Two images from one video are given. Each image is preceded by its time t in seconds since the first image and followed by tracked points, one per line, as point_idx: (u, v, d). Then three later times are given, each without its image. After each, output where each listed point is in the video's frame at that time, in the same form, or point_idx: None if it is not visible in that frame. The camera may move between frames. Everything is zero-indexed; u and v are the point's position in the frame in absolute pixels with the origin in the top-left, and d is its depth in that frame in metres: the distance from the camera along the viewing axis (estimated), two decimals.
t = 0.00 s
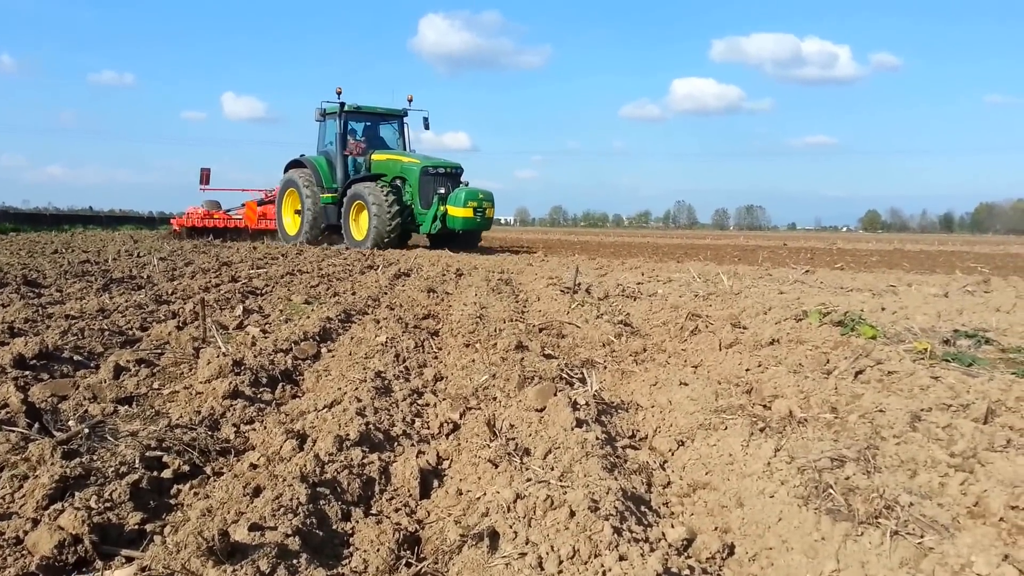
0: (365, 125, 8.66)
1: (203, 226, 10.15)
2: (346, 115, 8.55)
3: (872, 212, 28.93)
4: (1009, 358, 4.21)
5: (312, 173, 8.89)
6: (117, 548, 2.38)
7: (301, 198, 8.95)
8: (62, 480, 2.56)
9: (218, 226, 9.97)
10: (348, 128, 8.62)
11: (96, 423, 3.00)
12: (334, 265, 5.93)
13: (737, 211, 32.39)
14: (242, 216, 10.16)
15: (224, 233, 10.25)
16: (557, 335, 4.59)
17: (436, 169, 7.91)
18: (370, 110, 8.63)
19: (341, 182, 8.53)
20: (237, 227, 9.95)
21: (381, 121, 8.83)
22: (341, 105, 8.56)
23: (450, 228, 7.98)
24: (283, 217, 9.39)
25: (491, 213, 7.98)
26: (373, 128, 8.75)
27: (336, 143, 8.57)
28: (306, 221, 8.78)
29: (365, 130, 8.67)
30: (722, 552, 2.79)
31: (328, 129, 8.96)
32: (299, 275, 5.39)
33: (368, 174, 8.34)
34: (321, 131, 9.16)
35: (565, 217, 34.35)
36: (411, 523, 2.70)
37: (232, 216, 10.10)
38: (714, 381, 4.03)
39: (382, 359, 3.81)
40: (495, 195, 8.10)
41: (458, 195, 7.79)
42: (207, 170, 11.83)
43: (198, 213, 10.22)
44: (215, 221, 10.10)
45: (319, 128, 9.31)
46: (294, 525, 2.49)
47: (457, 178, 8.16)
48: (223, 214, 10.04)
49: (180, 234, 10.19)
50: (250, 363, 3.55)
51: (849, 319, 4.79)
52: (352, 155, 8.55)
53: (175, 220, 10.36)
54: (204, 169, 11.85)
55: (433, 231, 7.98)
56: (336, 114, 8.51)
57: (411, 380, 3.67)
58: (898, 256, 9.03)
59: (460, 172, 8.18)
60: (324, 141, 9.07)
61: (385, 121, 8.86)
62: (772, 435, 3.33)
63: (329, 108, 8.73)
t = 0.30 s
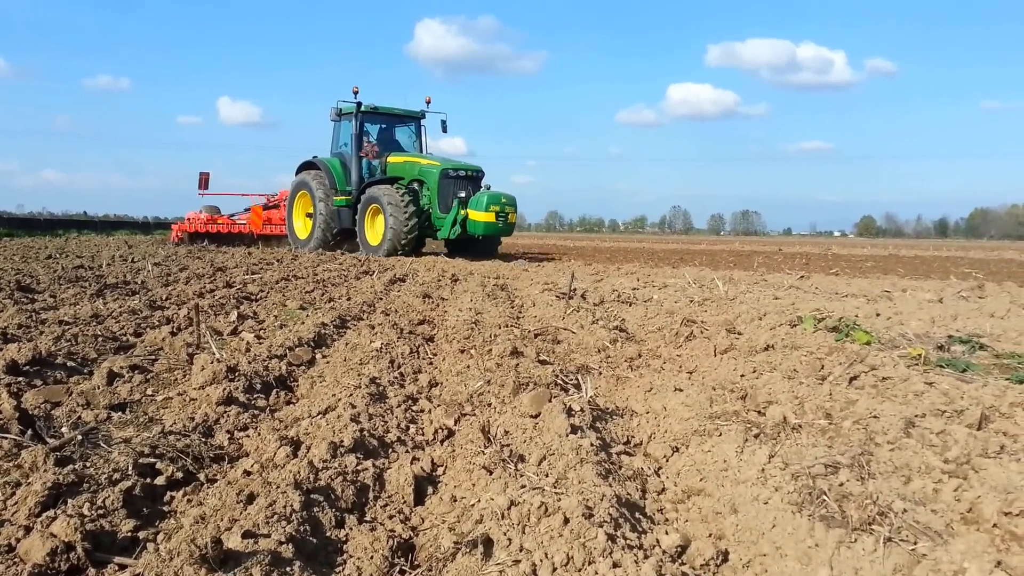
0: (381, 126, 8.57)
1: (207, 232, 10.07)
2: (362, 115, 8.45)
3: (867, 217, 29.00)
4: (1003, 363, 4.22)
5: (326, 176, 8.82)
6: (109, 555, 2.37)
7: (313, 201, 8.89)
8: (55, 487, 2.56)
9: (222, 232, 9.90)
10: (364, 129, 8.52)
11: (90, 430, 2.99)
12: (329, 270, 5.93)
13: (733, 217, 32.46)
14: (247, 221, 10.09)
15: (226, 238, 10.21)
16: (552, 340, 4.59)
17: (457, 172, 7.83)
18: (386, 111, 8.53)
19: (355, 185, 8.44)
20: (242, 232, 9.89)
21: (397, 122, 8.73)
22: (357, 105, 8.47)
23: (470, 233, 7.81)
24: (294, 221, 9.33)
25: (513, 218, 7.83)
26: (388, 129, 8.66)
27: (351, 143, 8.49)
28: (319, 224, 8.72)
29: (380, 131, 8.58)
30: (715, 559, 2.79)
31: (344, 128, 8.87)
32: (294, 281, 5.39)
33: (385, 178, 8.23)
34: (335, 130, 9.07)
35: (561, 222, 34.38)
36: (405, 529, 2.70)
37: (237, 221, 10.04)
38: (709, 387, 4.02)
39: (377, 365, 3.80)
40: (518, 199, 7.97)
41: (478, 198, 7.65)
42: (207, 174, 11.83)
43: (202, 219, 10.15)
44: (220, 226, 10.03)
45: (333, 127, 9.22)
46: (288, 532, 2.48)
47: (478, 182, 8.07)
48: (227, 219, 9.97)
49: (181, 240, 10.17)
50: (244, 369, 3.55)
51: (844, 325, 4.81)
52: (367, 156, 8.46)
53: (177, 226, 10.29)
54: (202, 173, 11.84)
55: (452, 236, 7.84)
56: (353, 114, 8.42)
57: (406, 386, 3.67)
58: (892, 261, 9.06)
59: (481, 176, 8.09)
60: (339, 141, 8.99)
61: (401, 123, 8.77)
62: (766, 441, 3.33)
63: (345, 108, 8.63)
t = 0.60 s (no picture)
0: (395, 130, 8.46)
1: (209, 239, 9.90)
2: (376, 119, 8.34)
3: (861, 223, 29.09)
4: (995, 370, 4.23)
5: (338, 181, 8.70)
6: (100, 564, 2.35)
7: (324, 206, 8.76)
8: (45, 496, 2.54)
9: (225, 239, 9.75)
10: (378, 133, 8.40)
11: (81, 437, 2.98)
12: (322, 276, 5.92)
13: (727, 222, 32.53)
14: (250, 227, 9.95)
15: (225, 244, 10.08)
16: (545, 347, 4.59)
17: (478, 178, 7.69)
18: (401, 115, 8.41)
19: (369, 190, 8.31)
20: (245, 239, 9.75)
21: (412, 125, 8.60)
22: (372, 108, 8.35)
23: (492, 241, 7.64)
24: (303, 226, 9.20)
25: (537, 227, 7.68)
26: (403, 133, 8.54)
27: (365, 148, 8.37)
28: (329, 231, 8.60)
29: (395, 135, 8.47)
30: (708, 567, 2.75)
31: (358, 131, 8.75)
32: (287, 287, 5.38)
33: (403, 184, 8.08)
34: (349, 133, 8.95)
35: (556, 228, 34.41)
36: (397, 538, 2.69)
37: (239, 228, 9.89)
38: (702, 394, 4.02)
39: (369, 372, 3.80)
40: (542, 207, 7.82)
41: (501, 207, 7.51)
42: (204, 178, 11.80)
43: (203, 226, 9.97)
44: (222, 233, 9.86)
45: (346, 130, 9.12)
46: (279, 540, 2.47)
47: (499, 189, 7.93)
48: (230, 225, 9.81)
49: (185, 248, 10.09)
50: (236, 377, 3.53)
51: (837, 331, 4.82)
52: (381, 161, 8.35)
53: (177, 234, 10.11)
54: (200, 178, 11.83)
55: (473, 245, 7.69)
56: (367, 118, 8.30)
57: (399, 393, 3.66)
58: (886, 268, 9.08)
59: (502, 183, 7.96)
60: (353, 144, 8.88)
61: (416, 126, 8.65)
62: (758, 448, 3.33)
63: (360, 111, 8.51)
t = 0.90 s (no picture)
0: (405, 134, 8.22)
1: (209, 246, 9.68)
2: (387, 122, 8.09)
3: (851, 229, 29.23)
4: (984, 376, 4.25)
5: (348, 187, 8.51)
6: (87, 573, 2.33)
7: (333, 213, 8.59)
8: (32, 505, 2.52)
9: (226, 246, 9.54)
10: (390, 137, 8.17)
11: (68, 446, 2.95)
12: (312, 283, 5.90)
13: (718, 229, 32.63)
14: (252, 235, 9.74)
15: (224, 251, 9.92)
16: (535, 354, 4.59)
17: (498, 183, 7.52)
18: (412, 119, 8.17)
19: (380, 197, 8.08)
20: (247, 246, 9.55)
21: (423, 129, 8.36)
22: (382, 111, 8.09)
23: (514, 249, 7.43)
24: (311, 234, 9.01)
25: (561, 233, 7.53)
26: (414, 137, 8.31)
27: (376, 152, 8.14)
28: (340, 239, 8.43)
29: (405, 139, 8.23)
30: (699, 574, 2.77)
31: (368, 134, 8.51)
32: (276, 294, 5.37)
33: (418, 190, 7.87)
34: (360, 136, 8.72)
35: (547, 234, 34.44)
36: (386, 546, 2.68)
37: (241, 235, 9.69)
38: (692, 401, 4.02)
39: (359, 379, 3.79)
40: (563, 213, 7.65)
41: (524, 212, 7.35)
42: (200, 184, 11.75)
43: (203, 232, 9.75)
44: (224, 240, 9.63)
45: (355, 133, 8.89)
46: (267, 550, 2.45)
47: (519, 194, 7.78)
48: (231, 232, 9.58)
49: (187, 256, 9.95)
50: (225, 385, 3.52)
51: (826, 338, 4.83)
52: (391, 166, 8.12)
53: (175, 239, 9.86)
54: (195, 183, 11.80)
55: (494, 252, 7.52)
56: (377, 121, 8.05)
57: (388, 400, 3.65)
58: (876, 274, 9.12)
59: (521, 188, 7.81)
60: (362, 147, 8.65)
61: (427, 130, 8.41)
62: (748, 455, 3.34)
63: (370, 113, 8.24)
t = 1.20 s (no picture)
0: (414, 135, 8.01)
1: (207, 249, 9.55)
2: (397, 122, 7.88)
3: (836, 234, 29.40)
4: (969, 382, 4.28)
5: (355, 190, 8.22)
6: None
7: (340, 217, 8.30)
8: (15, 516, 2.50)
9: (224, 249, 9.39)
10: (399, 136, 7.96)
11: (52, 455, 2.93)
12: (299, 289, 5.88)
13: (705, 233, 32.77)
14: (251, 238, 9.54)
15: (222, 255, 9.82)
16: (523, 360, 4.59)
17: (516, 187, 7.24)
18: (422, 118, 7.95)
19: (389, 201, 7.81)
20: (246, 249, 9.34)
21: (433, 129, 8.14)
22: (391, 110, 7.89)
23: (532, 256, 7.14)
24: (316, 238, 8.73)
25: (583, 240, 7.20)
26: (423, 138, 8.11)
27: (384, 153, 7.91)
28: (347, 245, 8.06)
29: (413, 139, 8.01)
30: None
31: (377, 136, 8.31)
32: (262, 299, 5.35)
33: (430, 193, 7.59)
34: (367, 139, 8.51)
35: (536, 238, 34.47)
36: (373, 556, 2.67)
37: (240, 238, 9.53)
38: (679, 407, 4.03)
39: (345, 387, 3.77)
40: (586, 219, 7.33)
41: (544, 217, 7.03)
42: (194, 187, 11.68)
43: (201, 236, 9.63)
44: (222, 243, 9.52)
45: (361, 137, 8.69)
46: (253, 560, 2.44)
47: (536, 199, 7.50)
48: (230, 236, 9.56)
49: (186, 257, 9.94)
50: (210, 392, 3.49)
51: (812, 344, 4.86)
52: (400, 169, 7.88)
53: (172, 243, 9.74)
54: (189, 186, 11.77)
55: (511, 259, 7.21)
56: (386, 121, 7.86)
57: (375, 408, 3.63)
58: (861, 279, 9.18)
59: (538, 192, 7.52)
60: (370, 149, 8.44)
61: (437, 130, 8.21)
62: (735, 462, 3.35)
63: (379, 114, 8.04)
